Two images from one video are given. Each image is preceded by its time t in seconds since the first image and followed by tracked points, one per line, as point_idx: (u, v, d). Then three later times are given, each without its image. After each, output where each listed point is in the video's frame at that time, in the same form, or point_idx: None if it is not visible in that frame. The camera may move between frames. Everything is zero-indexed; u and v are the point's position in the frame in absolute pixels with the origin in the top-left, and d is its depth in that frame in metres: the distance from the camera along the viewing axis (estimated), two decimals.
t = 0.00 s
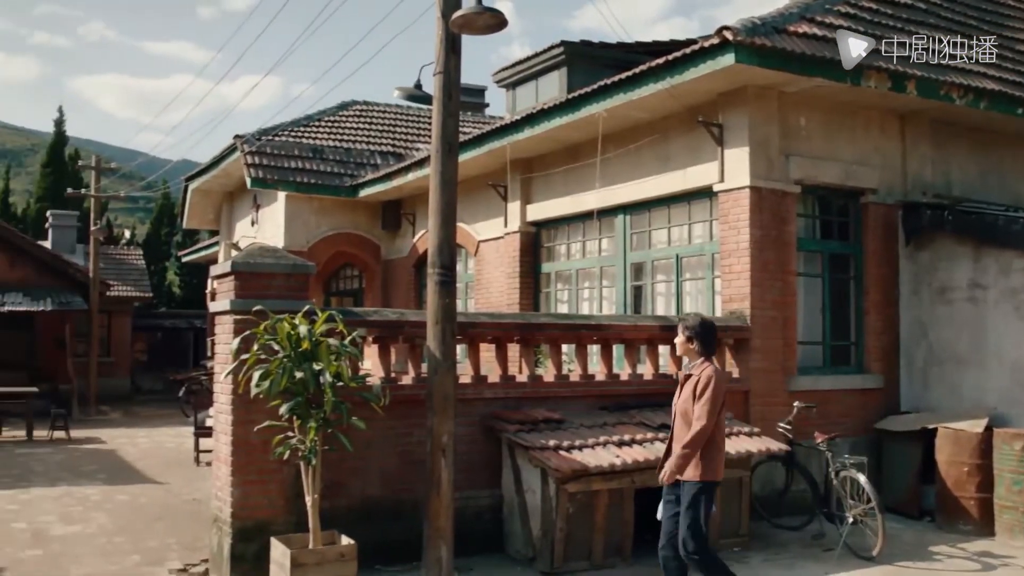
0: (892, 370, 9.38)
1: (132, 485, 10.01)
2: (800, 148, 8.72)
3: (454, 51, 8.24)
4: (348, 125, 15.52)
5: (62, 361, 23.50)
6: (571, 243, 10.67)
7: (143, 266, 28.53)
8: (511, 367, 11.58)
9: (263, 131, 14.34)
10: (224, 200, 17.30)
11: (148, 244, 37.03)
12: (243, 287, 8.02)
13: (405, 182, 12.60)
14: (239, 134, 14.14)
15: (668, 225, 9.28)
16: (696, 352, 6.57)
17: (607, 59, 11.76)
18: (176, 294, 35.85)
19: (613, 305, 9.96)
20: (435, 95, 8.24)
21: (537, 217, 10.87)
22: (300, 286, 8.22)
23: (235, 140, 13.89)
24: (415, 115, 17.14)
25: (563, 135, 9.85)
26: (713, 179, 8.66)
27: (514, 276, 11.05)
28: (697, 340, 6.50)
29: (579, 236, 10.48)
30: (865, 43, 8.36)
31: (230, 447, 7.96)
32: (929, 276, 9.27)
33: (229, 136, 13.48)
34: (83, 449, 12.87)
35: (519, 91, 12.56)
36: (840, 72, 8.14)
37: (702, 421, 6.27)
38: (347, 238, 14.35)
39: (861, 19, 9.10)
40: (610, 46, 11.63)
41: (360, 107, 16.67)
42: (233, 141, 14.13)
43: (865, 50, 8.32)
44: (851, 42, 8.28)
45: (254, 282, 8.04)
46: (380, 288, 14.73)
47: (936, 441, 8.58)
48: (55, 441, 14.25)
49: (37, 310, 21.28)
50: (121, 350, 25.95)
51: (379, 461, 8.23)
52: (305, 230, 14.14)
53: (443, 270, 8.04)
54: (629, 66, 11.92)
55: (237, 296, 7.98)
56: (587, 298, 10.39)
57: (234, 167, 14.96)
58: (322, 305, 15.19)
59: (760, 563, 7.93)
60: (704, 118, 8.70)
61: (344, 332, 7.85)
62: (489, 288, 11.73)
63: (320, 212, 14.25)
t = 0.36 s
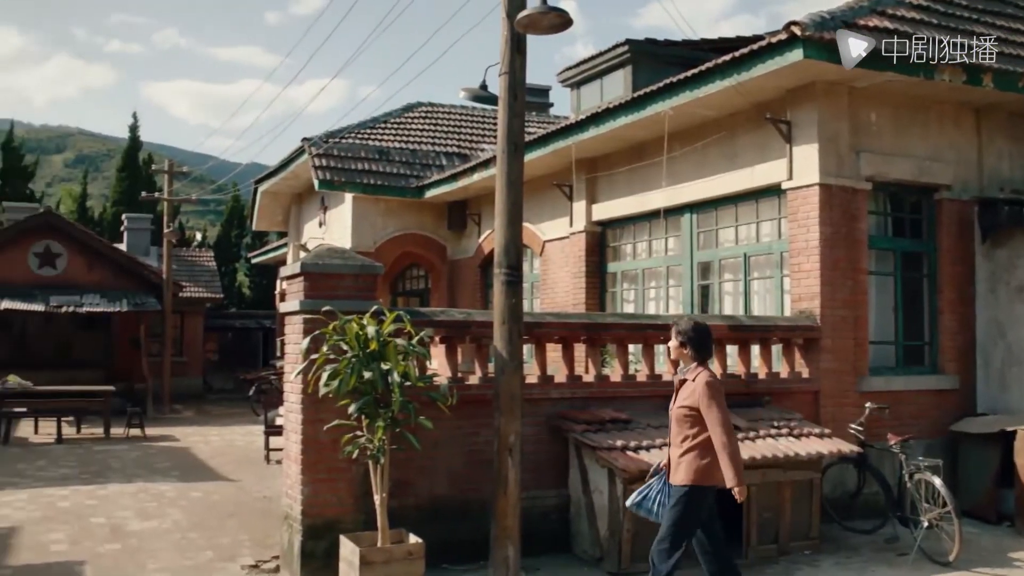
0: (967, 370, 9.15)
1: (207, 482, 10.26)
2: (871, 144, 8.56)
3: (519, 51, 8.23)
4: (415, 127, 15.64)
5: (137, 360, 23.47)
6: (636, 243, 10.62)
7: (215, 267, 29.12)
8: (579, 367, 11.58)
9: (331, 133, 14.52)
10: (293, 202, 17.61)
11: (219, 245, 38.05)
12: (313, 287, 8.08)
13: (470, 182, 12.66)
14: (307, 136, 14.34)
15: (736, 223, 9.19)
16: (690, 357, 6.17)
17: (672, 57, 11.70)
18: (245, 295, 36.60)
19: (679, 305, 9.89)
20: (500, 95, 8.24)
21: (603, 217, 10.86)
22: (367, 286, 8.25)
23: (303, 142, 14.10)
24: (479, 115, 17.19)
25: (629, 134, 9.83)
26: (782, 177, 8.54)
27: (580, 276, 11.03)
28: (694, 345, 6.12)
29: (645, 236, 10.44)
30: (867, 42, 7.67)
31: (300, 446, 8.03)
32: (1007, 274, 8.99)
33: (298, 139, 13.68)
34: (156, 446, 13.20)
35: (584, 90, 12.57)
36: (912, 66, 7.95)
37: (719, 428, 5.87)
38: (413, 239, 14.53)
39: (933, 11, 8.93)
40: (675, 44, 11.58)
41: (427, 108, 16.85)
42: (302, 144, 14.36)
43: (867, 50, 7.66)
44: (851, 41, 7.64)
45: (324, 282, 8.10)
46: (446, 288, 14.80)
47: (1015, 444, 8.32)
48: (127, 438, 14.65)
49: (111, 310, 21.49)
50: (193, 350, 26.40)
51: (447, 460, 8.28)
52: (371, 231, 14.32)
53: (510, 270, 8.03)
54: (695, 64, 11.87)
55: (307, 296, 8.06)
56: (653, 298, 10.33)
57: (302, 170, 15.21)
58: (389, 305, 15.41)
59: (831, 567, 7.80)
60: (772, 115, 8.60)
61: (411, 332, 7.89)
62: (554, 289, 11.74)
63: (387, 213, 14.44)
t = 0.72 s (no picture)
0: None
1: (283, 481, 10.46)
2: (950, 139, 8.36)
3: (589, 51, 8.20)
4: (484, 129, 15.77)
5: (212, 361, 23.67)
6: (707, 242, 10.56)
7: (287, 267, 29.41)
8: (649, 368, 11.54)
9: (400, 134, 14.64)
10: (364, 204, 17.88)
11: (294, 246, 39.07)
12: (384, 288, 8.11)
13: (539, 182, 12.74)
14: (376, 138, 14.51)
15: (809, 222, 9.08)
16: (683, 353, 6.22)
17: (742, 53, 11.64)
18: (318, 295, 37.51)
19: (752, 305, 9.84)
20: (570, 96, 8.23)
21: (672, 216, 10.82)
22: (438, 287, 8.25)
23: (373, 144, 14.24)
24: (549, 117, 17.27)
25: (698, 132, 9.79)
26: (856, 174, 8.39)
27: (650, 276, 11.01)
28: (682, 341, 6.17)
29: (716, 235, 10.37)
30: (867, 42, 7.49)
31: (373, 445, 8.06)
32: None
33: (369, 141, 13.83)
34: (231, 444, 13.49)
35: (653, 89, 12.58)
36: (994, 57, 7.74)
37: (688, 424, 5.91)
38: (483, 239, 14.58)
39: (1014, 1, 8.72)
40: (745, 40, 11.52)
41: (495, 110, 16.95)
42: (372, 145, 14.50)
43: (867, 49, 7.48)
44: (851, 41, 7.50)
45: (395, 283, 8.13)
46: (516, 289, 14.92)
47: None
48: (203, 436, 15.06)
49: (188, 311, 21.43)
50: (267, 351, 26.87)
51: (517, 460, 8.29)
52: (440, 233, 14.37)
53: (579, 270, 8.03)
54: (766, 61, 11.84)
55: (378, 297, 8.07)
56: (724, 298, 10.30)
57: (373, 171, 15.43)
58: (458, 306, 15.45)
59: (911, 572, 7.60)
60: (845, 111, 8.45)
61: (482, 333, 7.89)
62: (624, 288, 11.68)
63: (456, 214, 14.51)
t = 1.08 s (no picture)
0: None
1: (358, 483, 10.52)
2: None
3: (661, 49, 8.15)
4: (554, 129, 16.00)
5: (288, 361, 23.94)
6: (782, 241, 10.53)
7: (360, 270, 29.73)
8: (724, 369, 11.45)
9: (470, 136, 14.91)
10: (434, 207, 18.43)
11: (365, 248, 39.70)
12: (457, 288, 8.12)
13: (610, 183, 12.85)
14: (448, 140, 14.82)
15: (887, 219, 8.95)
16: (679, 357, 6.45)
17: (815, 48, 11.65)
18: (389, 296, 37.62)
19: (828, 304, 9.77)
20: (642, 94, 8.18)
21: (747, 215, 10.84)
22: (510, 287, 8.24)
23: (445, 145, 14.56)
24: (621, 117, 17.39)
25: (773, 129, 9.80)
26: (938, 170, 8.22)
27: (723, 276, 11.01)
28: (676, 346, 6.40)
29: (791, 234, 10.34)
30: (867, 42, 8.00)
31: (446, 445, 8.04)
32: None
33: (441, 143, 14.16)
34: (305, 444, 13.97)
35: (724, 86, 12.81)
36: None
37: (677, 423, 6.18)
38: (554, 239, 14.82)
39: None
40: (819, 36, 11.51)
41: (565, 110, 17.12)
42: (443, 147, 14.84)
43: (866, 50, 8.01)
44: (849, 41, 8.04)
45: (468, 283, 8.13)
46: (587, 289, 15.02)
47: None
48: (279, 435, 15.46)
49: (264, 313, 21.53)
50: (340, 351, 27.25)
51: (590, 460, 8.26)
52: (512, 233, 14.70)
53: (653, 271, 7.97)
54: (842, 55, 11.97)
55: (451, 298, 8.08)
56: (800, 297, 10.26)
57: (443, 174, 15.86)
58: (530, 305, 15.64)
59: None
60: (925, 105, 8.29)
61: (555, 333, 7.83)
62: (697, 289, 11.70)
63: (527, 214, 14.81)
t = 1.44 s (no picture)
0: None
1: (423, 481, 10.93)
2: None
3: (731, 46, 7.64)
4: (621, 129, 16.48)
5: (356, 361, 24.14)
6: (853, 240, 10.39)
7: (427, 270, 30.15)
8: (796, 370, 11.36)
9: (537, 138, 15.47)
10: (501, 207, 19.32)
11: (431, 249, 40.04)
12: (524, 289, 8.03)
13: (677, 181, 13.43)
14: (515, 142, 15.38)
15: (964, 216, 8.73)
16: (665, 364, 6.32)
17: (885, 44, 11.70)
18: (456, 297, 38.30)
19: (901, 304, 9.60)
20: (710, 92, 7.71)
21: (818, 213, 10.72)
22: (578, 287, 8.08)
23: (512, 146, 15.13)
24: (685, 115, 17.89)
25: (845, 125, 9.74)
26: (1017, 165, 7.97)
27: (794, 275, 10.94)
28: (662, 353, 6.26)
29: (863, 232, 10.19)
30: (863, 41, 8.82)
31: (514, 445, 7.94)
32: None
33: (509, 143, 14.70)
34: (374, 444, 14.57)
35: (794, 81, 13.66)
36: None
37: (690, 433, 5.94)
38: (620, 239, 15.38)
39: None
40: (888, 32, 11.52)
41: (631, 109, 17.64)
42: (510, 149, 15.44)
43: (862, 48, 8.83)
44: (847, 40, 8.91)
45: (535, 284, 8.03)
46: (655, 288, 15.57)
47: None
48: (349, 435, 15.88)
49: (333, 314, 21.82)
50: (408, 351, 27.64)
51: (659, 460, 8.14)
52: (579, 233, 15.23)
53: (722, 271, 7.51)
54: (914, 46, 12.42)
55: (519, 299, 8.00)
56: (872, 297, 10.11)
57: (510, 173, 16.66)
58: (598, 305, 16.17)
59: None
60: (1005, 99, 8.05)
61: (622, 333, 7.65)
62: (766, 289, 11.66)
63: (592, 215, 15.33)
